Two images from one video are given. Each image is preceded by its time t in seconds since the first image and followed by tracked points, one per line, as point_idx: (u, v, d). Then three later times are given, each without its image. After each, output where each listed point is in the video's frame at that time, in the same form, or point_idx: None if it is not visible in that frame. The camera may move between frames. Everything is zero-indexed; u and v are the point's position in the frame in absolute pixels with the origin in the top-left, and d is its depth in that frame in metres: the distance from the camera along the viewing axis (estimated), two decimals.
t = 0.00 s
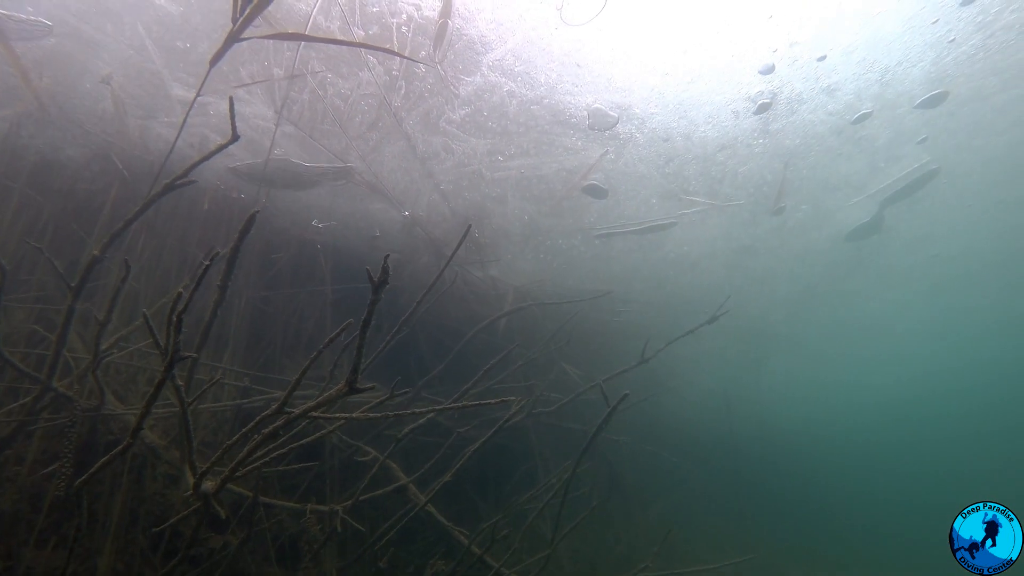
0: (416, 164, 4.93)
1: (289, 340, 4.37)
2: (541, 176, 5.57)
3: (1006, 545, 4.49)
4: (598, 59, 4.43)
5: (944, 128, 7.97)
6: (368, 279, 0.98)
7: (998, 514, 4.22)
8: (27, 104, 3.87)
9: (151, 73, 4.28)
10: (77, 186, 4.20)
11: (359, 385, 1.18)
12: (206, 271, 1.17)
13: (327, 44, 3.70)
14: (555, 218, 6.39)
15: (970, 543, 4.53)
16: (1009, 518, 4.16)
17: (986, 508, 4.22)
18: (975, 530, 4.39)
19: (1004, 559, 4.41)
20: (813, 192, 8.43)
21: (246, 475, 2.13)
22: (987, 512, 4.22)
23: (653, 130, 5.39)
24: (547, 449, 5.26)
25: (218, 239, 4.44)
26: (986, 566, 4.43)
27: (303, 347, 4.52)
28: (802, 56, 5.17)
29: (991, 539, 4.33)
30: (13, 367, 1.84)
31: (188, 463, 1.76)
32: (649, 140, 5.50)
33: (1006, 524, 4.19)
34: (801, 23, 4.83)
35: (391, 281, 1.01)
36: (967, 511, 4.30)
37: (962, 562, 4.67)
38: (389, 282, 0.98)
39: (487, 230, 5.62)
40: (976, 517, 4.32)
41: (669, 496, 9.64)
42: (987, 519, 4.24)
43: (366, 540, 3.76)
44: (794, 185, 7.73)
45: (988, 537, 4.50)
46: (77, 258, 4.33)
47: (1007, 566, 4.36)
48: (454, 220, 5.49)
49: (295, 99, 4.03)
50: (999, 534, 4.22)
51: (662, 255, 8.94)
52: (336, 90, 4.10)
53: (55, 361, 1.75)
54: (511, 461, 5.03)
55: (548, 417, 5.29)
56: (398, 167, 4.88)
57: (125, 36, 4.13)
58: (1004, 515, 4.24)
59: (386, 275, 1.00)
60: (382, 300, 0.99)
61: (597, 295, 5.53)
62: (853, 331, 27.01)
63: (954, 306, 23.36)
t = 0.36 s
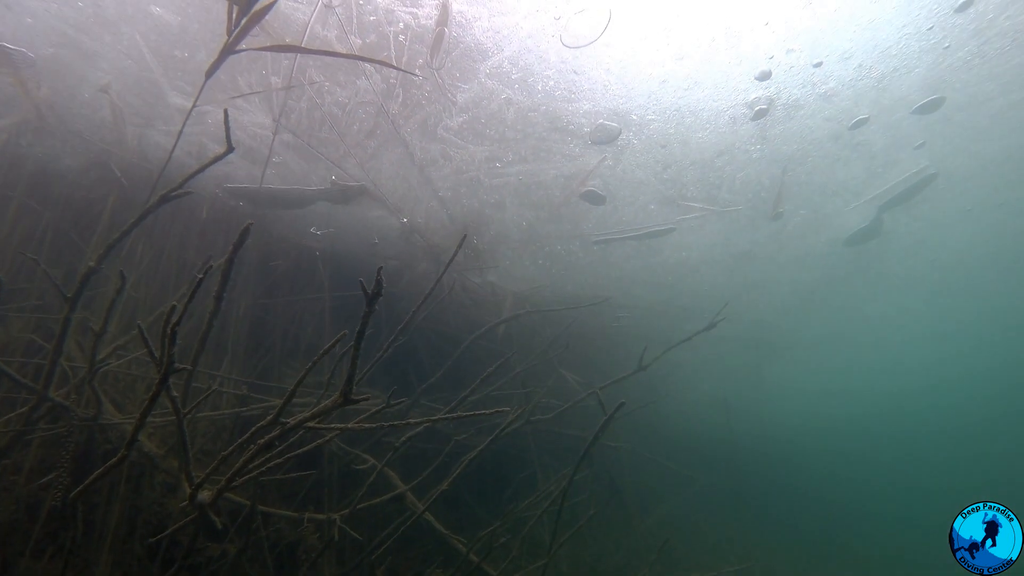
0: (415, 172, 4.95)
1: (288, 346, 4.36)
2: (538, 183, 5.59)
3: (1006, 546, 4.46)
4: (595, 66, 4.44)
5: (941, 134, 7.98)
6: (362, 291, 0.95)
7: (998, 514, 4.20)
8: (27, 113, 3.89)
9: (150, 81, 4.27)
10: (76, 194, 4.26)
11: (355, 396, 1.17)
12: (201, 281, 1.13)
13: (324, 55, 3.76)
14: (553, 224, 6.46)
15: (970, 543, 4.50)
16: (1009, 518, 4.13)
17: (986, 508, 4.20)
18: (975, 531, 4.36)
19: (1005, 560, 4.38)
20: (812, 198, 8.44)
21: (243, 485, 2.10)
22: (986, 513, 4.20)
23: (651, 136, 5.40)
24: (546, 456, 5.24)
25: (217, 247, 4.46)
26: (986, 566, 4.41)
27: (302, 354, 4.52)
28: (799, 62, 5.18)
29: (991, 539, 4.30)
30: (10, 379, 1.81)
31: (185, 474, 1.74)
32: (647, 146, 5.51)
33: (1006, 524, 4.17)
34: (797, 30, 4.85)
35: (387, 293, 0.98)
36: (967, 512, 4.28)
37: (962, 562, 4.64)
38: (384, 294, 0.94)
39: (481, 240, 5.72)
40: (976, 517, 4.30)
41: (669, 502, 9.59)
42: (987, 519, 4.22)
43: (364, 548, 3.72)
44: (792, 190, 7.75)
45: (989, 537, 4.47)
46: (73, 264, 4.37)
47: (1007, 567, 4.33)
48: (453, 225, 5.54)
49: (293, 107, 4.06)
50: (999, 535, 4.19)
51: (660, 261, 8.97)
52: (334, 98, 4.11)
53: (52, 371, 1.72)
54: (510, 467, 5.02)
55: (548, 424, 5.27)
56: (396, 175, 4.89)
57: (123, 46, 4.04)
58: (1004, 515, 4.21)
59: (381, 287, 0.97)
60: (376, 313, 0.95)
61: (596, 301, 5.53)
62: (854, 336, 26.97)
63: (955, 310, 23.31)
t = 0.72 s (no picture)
0: (414, 176, 4.96)
1: (287, 350, 4.36)
2: (537, 187, 5.59)
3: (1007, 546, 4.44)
4: (594, 71, 4.45)
5: (941, 138, 7.99)
6: (357, 299, 0.94)
7: (999, 514, 4.19)
8: (26, 118, 3.89)
9: (150, 86, 4.27)
10: (77, 198, 4.29)
11: (352, 404, 1.16)
12: (195, 288, 1.13)
13: (322, 61, 3.76)
14: (552, 229, 6.47)
15: (970, 543, 4.49)
16: (1010, 518, 4.12)
17: (986, 508, 4.19)
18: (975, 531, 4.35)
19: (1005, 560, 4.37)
20: (812, 202, 8.43)
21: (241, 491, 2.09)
22: (986, 512, 4.19)
23: (650, 140, 5.40)
24: (545, 461, 5.23)
25: (215, 251, 4.48)
26: (985, 565, 4.40)
27: (302, 357, 4.52)
28: (798, 67, 5.19)
29: (992, 539, 4.28)
30: (7, 384, 1.77)
31: (181, 481, 1.72)
32: (646, 150, 5.50)
33: (1006, 524, 4.15)
34: (796, 34, 4.86)
35: (382, 300, 0.98)
36: (967, 511, 4.28)
37: (962, 562, 4.63)
38: (380, 302, 0.94)
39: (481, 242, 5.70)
40: (976, 517, 4.29)
41: (669, 507, 9.56)
42: (988, 519, 4.21)
43: (361, 554, 3.70)
44: (791, 195, 7.75)
45: (989, 537, 4.45)
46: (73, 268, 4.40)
47: (1007, 567, 4.32)
48: (452, 229, 5.55)
49: (293, 111, 4.07)
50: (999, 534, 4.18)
51: (660, 265, 8.97)
52: (333, 102, 4.11)
53: (50, 377, 1.70)
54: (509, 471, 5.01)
55: (546, 430, 5.28)
56: (397, 180, 4.90)
57: (123, 51, 4.08)
58: (1005, 514, 4.20)
59: (376, 295, 0.96)
60: (372, 322, 0.95)
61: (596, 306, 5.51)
62: (855, 340, 26.92)
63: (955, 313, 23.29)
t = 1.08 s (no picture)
0: (411, 182, 4.98)
1: (283, 355, 4.34)
2: (533, 193, 5.60)
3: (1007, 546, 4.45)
4: (590, 77, 4.47)
5: (935, 145, 8.04)
6: (349, 309, 0.93)
7: (998, 514, 4.19)
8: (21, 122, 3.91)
9: (145, 91, 4.23)
10: (72, 203, 4.32)
11: (345, 414, 1.15)
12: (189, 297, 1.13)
13: (319, 67, 3.74)
14: (549, 234, 6.48)
15: (969, 542, 4.50)
16: (1010, 517, 4.13)
17: (986, 507, 4.20)
18: (975, 530, 4.36)
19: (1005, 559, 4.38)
20: (808, 207, 8.46)
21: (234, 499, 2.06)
22: (986, 513, 4.21)
23: (647, 145, 5.41)
24: (541, 466, 5.23)
25: (211, 257, 4.49)
26: (985, 564, 4.41)
27: (298, 362, 4.51)
28: (793, 73, 5.22)
29: (991, 538, 4.29)
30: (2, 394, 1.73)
31: (174, 491, 1.70)
32: (642, 156, 5.52)
33: (1006, 523, 4.16)
34: (792, 41, 4.88)
35: (374, 311, 0.96)
36: (966, 512, 4.31)
37: (961, 561, 4.63)
38: (371, 313, 0.93)
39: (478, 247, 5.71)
40: (975, 517, 4.30)
41: (665, 511, 9.56)
42: (987, 518, 4.22)
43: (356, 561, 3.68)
44: (787, 200, 7.78)
45: (988, 536, 4.46)
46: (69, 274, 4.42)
47: (1007, 566, 4.32)
48: (449, 233, 5.55)
49: (289, 117, 4.07)
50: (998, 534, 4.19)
51: (657, 270, 8.98)
52: (329, 107, 4.11)
53: (43, 385, 1.67)
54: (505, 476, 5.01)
55: (542, 435, 5.30)
56: (394, 185, 4.92)
57: (118, 55, 4.06)
58: (1004, 514, 4.21)
59: (367, 306, 0.95)
60: (364, 332, 0.93)
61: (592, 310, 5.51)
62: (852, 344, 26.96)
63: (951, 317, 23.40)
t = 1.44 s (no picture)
0: (409, 190, 5.02)
1: (280, 362, 4.32)
2: (531, 200, 5.63)
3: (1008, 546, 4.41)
4: (587, 85, 4.49)
5: (932, 153, 8.07)
6: (343, 321, 0.91)
7: (998, 513, 4.17)
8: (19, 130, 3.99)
9: (144, 98, 4.23)
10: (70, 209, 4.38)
11: (339, 424, 1.15)
12: (185, 309, 1.13)
13: (317, 75, 3.76)
14: (547, 241, 6.48)
15: (969, 542, 4.46)
16: (1009, 518, 4.10)
17: (985, 508, 4.18)
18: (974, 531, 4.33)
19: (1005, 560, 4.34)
20: (805, 215, 8.49)
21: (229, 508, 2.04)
22: (986, 512, 4.17)
23: (645, 153, 5.42)
24: (538, 474, 5.22)
25: (208, 263, 4.50)
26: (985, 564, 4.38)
27: (295, 369, 4.50)
28: (789, 82, 5.25)
29: (991, 539, 4.26)
30: None
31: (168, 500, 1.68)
32: (639, 163, 5.52)
33: (1006, 524, 4.13)
34: (787, 49, 4.92)
35: (368, 323, 0.95)
36: (966, 511, 4.26)
37: (961, 561, 4.60)
38: (365, 325, 0.91)
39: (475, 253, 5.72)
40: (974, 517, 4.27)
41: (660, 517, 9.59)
42: (987, 519, 4.19)
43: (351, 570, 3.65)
44: (783, 208, 7.80)
45: (988, 536, 4.44)
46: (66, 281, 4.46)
47: (1007, 567, 4.29)
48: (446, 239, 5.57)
49: (287, 124, 4.05)
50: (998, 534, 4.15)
51: (655, 277, 8.98)
52: (326, 115, 4.11)
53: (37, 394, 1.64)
54: (500, 483, 5.00)
55: (538, 441, 5.33)
56: (392, 192, 4.97)
57: (117, 62, 4.01)
58: (1004, 515, 4.18)
59: (361, 318, 0.94)
60: (358, 345, 0.92)
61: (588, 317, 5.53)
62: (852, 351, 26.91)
63: (950, 324, 23.41)
